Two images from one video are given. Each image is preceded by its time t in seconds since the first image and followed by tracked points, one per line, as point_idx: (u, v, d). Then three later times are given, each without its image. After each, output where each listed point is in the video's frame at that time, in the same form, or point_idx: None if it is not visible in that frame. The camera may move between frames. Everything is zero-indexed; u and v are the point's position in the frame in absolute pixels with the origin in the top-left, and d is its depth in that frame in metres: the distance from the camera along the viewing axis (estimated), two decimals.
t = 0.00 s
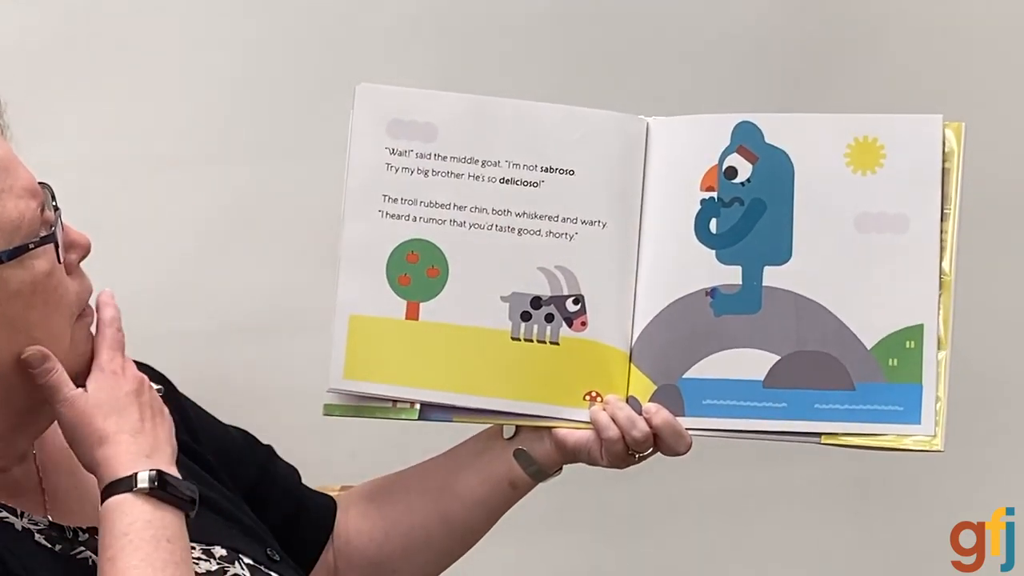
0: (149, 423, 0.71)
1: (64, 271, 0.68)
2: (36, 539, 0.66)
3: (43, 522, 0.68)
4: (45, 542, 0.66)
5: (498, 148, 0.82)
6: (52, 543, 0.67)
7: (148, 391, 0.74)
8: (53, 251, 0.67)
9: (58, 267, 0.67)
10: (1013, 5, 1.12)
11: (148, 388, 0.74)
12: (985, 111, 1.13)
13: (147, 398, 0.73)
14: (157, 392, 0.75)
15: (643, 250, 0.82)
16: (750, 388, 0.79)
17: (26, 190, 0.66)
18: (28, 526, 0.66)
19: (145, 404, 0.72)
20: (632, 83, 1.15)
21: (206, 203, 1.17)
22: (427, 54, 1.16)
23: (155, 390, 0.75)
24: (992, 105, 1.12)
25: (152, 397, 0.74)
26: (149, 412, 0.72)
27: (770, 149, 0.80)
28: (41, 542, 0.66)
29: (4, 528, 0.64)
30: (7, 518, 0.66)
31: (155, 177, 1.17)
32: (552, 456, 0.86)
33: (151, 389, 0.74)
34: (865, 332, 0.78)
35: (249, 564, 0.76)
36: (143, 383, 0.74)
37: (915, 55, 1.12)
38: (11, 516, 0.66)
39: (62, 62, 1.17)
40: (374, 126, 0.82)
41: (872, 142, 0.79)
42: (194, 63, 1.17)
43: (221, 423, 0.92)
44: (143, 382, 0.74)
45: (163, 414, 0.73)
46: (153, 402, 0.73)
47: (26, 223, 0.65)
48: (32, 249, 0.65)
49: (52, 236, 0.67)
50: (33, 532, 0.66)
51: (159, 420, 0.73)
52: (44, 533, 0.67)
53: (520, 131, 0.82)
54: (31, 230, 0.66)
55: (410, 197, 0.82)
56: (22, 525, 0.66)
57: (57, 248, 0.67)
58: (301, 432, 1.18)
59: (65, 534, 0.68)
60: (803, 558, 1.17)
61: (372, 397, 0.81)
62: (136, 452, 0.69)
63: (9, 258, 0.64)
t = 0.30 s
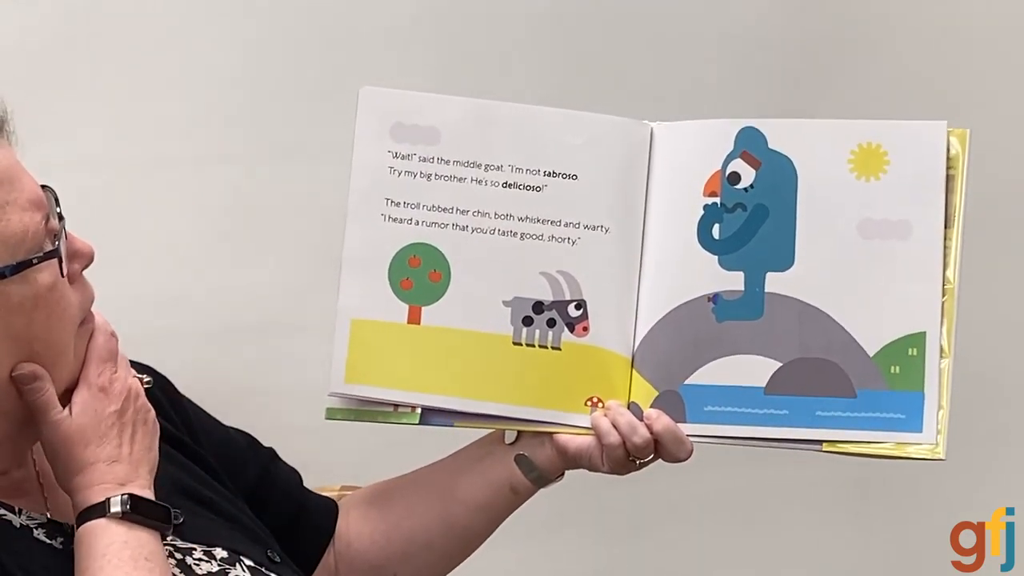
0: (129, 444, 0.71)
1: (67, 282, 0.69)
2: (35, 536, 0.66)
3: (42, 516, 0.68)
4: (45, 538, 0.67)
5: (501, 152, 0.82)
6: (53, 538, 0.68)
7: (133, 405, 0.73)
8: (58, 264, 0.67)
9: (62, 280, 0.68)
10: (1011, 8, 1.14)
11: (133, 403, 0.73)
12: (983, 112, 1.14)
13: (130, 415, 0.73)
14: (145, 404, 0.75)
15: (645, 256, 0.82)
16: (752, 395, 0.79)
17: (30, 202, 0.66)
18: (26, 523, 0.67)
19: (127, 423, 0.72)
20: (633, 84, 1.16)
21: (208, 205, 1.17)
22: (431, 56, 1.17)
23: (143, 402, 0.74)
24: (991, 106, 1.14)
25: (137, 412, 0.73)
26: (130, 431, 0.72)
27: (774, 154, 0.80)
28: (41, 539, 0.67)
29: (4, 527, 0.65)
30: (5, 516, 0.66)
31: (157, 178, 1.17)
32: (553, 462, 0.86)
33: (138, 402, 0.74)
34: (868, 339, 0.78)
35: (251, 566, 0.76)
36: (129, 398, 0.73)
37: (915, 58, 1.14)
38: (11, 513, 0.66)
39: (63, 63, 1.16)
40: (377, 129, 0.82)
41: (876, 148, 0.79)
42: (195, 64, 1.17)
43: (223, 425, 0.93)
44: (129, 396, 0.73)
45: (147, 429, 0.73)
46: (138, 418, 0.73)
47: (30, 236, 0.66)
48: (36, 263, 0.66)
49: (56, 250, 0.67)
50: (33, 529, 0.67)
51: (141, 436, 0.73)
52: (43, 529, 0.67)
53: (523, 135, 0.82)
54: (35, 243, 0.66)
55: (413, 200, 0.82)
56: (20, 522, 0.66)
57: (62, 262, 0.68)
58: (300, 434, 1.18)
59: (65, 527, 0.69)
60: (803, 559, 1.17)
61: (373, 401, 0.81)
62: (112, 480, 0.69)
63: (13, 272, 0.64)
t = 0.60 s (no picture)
0: (127, 453, 0.72)
1: (71, 293, 0.69)
2: (33, 536, 0.67)
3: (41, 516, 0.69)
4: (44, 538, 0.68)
5: (505, 156, 0.82)
6: (51, 538, 0.68)
7: (133, 412, 0.74)
8: (63, 277, 0.68)
9: (66, 291, 0.68)
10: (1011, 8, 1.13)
11: (133, 409, 0.74)
12: (984, 114, 1.13)
13: (129, 423, 0.73)
14: (146, 410, 0.75)
15: (648, 262, 0.82)
16: (752, 402, 0.79)
17: (37, 211, 0.67)
18: (25, 523, 0.67)
19: (125, 432, 0.73)
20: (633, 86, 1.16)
21: (208, 203, 1.18)
22: (431, 53, 1.17)
23: (143, 409, 0.75)
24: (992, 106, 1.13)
25: (136, 419, 0.74)
26: (128, 439, 0.73)
27: (778, 162, 0.80)
28: (39, 539, 0.67)
29: (3, 526, 0.65)
30: (4, 515, 0.66)
31: (159, 177, 1.18)
32: (554, 467, 0.86)
33: (137, 409, 0.74)
34: (869, 348, 0.78)
35: (250, 568, 0.76)
36: (128, 405, 0.74)
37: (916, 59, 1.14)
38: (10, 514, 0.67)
39: (64, 62, 1.18)
40: (382, 131, 0.82)
41: (881, 156, 0.79)
42: (195, 63, 1.18)
43: (223, 425, 0.93)
44: (128, 403, 0.74)
45: (146, 436, 0.74)
46: (137, 425, 0.74)
47: (36, 249, 0.66)
48: (40, 276, 0.66)
49: (62, 262, 0.68)
50: (32, 529, 0.67)
51: (139, 443, 0.73)
52: (43, 529, 0.68)
53: (527, 138, 0.82)
54: (41, 256, 0.66)
55: (416, 203, 0.82)
56: (20, 522, 0.67)
57: (66, 273, 0.68)
58: (301, 433, 1.18)
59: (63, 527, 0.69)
60: (804, 561, 1.17)
61: (375, 403, 0.82)
62: (110, 490, 0.69)
63: (17, 285, 0.65)
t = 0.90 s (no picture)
0: (127, 453, 0.72)
1: (71, 291, 0.70)
2: (34, 536, 0.68)
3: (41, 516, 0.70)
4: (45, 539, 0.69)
5: (507, 158, 0.82)
6: (52, 539, 0.69)
7: (132, 412, 0.74)
8: (63, 275, 0.68)
9: (66, 289, 0.69)
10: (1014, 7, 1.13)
11: (132, 410, 0.74)
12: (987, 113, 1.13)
13: (128, 423, 0.74)
14: (145, 409, 0.75)
15: (649, 264, 0.82)
16: (751, 405, 0.79)
17: (37, 210, 0.68)
18: (26, 523, 0.69)
19: (124, 432, 0.73)
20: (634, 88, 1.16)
21: (211, 204, 1.19)
22: (433, 53, 1.17)
23: (141, 408, 0.75)
24: (995, 106, 1.13)
25: (135, 419, 0.74)
26: (128, 439, 0.73)
27: (780, 165, 0.80)
28: (40, 539, 0.68)
29: (4, 526, 0.67)
30: (5, 515, 0.68)
31: (162, 177, 1.19)
32: (554, 468, 0.86)
33: (136, 409, 0.74)
34: (869, 351, 0.78)
35: (250, 569, 0.77)
36: (126, 405, 0.74)
37: (918, 59, 1.13)
38: (10, 514, 0.69)
39: (66, 62, 1.19)
40: (388, 133, 0.82)
41: (881, 160, 0.79)
42: (197, 63, 1.19)
43: (224, 426, 0.94)
44: (127, 404, 0.74)
45: (146, 436, 0.74)
46: (137, 425, 0.74)
47: (36, 247, 0.67)
48: (39, 274, 0.67)
49: (62, 261, 0.69)
50: (33, 529, 0.69)
51: (139, 443, 0.74)
52: (43, 529, 0.69)
53: (529, 141, 0.82)
54: (41, 254, 0.67)
55: (419, 205, 0.82)
56: (21, 523, 0.69)
57: (66, 271, 0.69)
58: (304, 433, 1.19)
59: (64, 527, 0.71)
60: (805, 561, 1.17)
61: (376, 404, 0.82)
62: (110, 491, 0.70)
63: (16, 282, 0.66)
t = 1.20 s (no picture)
0: (124, 456, 0.73)
1: (62, 292, 0.70)
2: (34, 540, 0.68)
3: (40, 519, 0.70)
4: (45, 542, 0.69)
5: (508, 161, 0.82)
6: (51, 542, 0.69)
7: (129, 414, 0.74)
8: (48, 276, 0.68)
9: (54, 290, 0.69)
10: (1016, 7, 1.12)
11: (128, 412, 0.74)
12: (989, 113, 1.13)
13: (125, 426, 0.74)
14: (144, 410, 0.76)
15: (649, 267, 0.82)
16: (750, 408, 0.79)
17: (22, 206, 0.67)
18: (25, 526, 0.69)
19: (121, 434, 0.73)
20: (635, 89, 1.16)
21: (212, 204, 1.19)
22: (434, 52, 1.17)
23: (139, 409, 0.75)
24: (997, 105, 1.13)
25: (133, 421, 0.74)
26: (125, 442, 0.73)
27: (780, 168, 0.80)
28: (40, 543, 0.69)
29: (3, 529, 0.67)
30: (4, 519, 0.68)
31: (161, 177, 1.19)
32: (553, 471, 0.86)
33: (134, 410, 0.75)
34: (869, 355, 0.78)
35: (250, 569, 0.77)
36: (123, 407, 0.74)
37: (919, 59, 1.13)
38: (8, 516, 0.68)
39: (63, 63, 1.19)
40: (389, 135, 0.82)
41: (882, 164, 0.79)
42: (195, 63, 1.18)
43: (224, 427, 0.94)
44: (124, 405, 0.74)
45: (144, 437, 0.74)
46: (134, 427, 0.74)
47: (18, 246, 0.67)
48: (20, 275, 0.67)
49: (47, 261, 0.68)
50: (33, 532, 0.69)
51: (136, 445, 0.74)
52: (43, 532, 0.69)
53: (530, 143, 0.82)
54: (23, 254, 0.67)
55: (419, 208, 0.82)
56: (20, 526, 0.69)
57: (51, 272, 0.68)
58: (304, 433, 1.19)
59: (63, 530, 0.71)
60: (804, 562, 1.17)
61: (376, 405, 0.82)
62: (105, 496, 0.70)
63: None
